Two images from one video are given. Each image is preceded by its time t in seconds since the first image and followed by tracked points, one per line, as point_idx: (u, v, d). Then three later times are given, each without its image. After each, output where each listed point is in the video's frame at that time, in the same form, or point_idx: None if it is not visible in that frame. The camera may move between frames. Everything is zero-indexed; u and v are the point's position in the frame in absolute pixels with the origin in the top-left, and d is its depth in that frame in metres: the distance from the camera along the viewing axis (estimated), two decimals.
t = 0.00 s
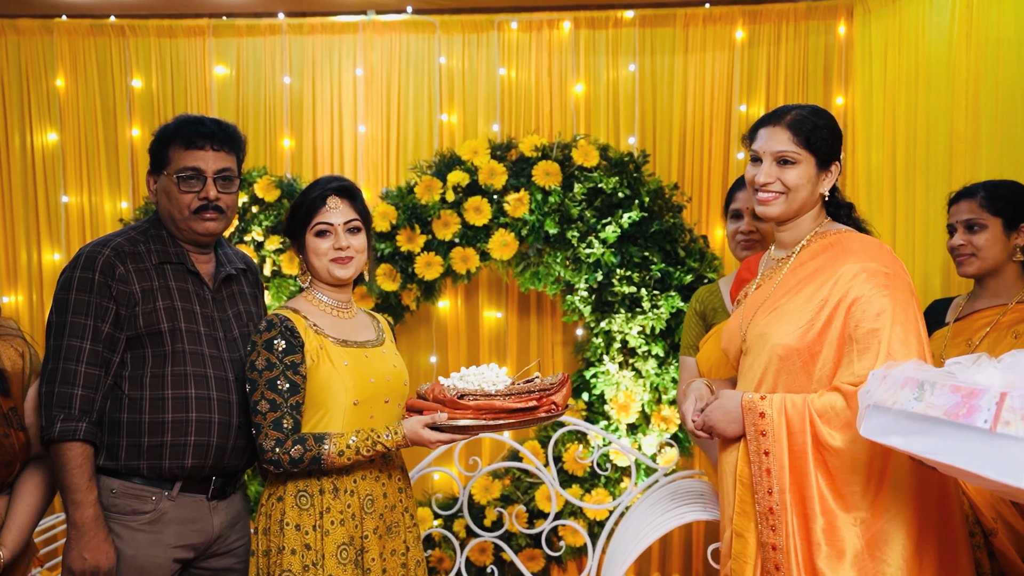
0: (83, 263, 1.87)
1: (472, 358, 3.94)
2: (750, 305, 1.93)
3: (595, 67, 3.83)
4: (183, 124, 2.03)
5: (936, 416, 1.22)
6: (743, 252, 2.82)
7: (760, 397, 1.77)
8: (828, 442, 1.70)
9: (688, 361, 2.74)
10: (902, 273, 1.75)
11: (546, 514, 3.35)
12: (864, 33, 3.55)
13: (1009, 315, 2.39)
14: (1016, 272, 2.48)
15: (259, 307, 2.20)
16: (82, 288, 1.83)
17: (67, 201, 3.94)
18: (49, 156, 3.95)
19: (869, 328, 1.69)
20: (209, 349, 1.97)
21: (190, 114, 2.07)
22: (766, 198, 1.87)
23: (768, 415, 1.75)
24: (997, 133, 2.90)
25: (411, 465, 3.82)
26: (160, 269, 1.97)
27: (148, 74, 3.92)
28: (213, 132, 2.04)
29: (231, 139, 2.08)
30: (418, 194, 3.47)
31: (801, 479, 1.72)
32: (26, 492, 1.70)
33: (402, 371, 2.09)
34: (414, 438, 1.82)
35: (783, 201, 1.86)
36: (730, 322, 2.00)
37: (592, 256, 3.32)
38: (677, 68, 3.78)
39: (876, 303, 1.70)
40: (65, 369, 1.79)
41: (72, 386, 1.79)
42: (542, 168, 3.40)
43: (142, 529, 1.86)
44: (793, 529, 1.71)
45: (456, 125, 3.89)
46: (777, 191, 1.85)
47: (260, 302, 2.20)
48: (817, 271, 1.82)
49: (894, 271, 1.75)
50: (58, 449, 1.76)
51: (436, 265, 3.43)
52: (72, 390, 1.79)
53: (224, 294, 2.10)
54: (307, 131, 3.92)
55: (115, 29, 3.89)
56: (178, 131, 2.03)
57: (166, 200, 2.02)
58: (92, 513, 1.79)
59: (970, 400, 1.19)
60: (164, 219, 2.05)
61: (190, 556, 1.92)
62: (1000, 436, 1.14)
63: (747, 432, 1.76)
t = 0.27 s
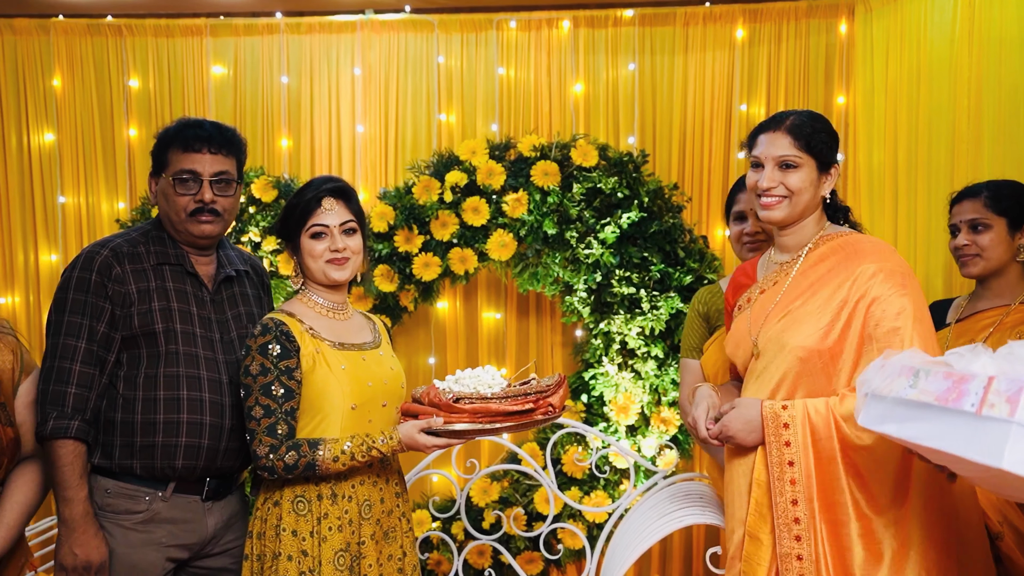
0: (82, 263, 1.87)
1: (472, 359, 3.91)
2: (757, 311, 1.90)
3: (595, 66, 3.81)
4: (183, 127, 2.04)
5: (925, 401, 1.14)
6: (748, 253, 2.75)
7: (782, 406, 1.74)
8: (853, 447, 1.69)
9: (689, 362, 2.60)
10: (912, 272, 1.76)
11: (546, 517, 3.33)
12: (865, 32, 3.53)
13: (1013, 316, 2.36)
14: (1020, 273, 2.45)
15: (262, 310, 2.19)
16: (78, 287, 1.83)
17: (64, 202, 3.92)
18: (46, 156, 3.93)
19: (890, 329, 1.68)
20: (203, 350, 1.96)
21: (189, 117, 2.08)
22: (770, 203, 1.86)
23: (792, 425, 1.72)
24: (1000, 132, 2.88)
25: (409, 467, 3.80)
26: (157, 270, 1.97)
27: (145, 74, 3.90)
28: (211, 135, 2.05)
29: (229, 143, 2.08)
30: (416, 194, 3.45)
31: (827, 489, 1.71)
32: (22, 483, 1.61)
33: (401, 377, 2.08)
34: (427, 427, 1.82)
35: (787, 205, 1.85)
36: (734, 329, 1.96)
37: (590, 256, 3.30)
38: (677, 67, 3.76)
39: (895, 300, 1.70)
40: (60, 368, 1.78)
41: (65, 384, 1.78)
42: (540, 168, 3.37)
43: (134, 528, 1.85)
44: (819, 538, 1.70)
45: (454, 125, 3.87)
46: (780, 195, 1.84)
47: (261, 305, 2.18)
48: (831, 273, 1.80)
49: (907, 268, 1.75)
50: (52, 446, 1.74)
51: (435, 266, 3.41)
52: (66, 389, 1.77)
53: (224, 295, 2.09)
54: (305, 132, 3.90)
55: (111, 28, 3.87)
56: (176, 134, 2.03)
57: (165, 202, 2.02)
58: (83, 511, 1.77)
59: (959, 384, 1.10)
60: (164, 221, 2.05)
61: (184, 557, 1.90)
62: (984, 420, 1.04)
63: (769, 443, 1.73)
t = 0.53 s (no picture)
0: (76, 263, 1.88)
1: (469, 361, 3.89)
2: (765, 312, 1.88)
3: (593, 66, 3.79)
4: (174, 129, 2.05)
5: (917, 381, 1.13)
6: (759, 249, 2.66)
7: (798, 405, 1.74)
8: (872, 442, 1.71)
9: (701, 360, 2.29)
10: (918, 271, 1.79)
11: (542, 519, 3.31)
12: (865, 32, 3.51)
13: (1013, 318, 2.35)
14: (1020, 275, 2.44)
15: (255, 311, 2.18)
16: (72, 287, 1.84)
17: (60, 202, 3.91)
18: (42, 157, 3.92)
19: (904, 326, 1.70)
20: (194, 350, 1.96)
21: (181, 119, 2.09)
22: (773, 208, 1.86)
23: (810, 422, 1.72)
24: (1000, 131, 2.86)
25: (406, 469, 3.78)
26: (151, 270, 1.98)
27: (141, 74, 3.88)
28: (201, 137, 2.05)
29: (220, 143, 2.09)
30: (413, 195, 3.43)
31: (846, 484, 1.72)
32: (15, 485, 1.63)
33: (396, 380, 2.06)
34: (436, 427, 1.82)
35: (790, 210, 1.86)
36: (738, 332, 1.93)
37: (588, 257, 3.29)
38: (675, 67, 3.74)
39: (909, 296, 1.72)
40: (52, 367, 1.78)
41: (57, 383, 1.78)
42: (538, 168, 3.35)
43: (123, 526, 1.85)
44: (840, 536, 1.69)
45: (452, 125, 3.85)
46: (784, 201, 1.85)
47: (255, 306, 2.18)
48: (841, 272, 1.81)
49: (916, 267, 1.78)
50: (42, 445, 1.74)
51: (432, 266, 3.40)
52: (58, 387, 1.77)
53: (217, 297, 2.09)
54: (302, 132, 3.89)
55: (108, 28, 3.86)
56: (167, 135, 2.04)
57: (156, 204, 2.03)
58: (74, 508, 1.77)
59: (951, 364, 1.09)
60: (155, 223, 2.06)
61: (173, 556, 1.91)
62: (971, 399, 1.03)
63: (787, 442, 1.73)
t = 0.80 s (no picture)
0: (62, 261, 1.86)
1: (467, 361, 3.87)
2: (773, 312, 1.86)
3: (591, 65, 3.77)
4: (160, 128, 2.03)
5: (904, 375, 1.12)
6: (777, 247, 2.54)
7: (808, 407, 1.73)
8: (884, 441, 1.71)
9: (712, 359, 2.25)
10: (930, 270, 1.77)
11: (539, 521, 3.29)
12: (865, 31, 3.50)
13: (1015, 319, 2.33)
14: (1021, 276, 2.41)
15: (243, 312, 2.18)
16: (58, 285, 1.82)
17: (56, 202, 3.89)
18: (38, 156, 3.91)
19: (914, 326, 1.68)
20: (183, 350, 1.95)
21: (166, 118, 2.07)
22: (790, 211, 1.85)
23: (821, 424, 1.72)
24: (999, 131, 2.85)
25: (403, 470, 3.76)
26: (138, 269, 1.96)
27: (137, 73, 3.87)
28: (187, 135, 2.04)
29: (207, 142, 2.07)
30: (409, 195, 3.41)
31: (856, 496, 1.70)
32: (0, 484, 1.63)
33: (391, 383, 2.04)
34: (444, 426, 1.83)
35: (808, 212, 1.85)
36: (744, 332, 1.91)
37: (585, 258, 3.27)
38: (674, 66, 3.72)
39: (920, 295, 1.70)
40: (38, 365, 1.76)
41: (43, 381, 1.76)
42: (535, 168, 3.33)
43: (114, 531, 1.84)
44: (851, 535, 1.68)
45: (449, 124, 3.83)
46: (802, 203, 1.84)
47: (242, 307, 2.18)
48: (850, 271, 1.79)
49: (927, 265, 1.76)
50: (29, 444, 1.74)
51: (428, 267, 3.38)
52: (44, 385, 1.76)
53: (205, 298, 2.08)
54: (299, 131, 3.87)
55: (104, 27, 3.84)
56: (154, 133, 2.03)
57: (141, 202, 2.02)
58: (60, 509, 1.76)
59: (937, 358, 1.08)
60: (140, 221, 2.04)
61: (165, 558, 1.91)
62: (954, 392, 1.01)
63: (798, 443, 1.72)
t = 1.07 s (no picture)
0: (29, 264, 1.83)
1: (464, 362, 3.85)
2: (798, 312, 1.83)
3: (589, 64, 3.75)
4: (140, 125, 2.03)
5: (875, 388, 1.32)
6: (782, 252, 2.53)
7: (837, 412, 1.70)
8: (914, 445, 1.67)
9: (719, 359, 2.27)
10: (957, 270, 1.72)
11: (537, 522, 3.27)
12: (864, 30, 3.48)
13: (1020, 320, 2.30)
14: None
15: (213, 310, 2.20)
16: (28, 289, 1.80)
17: (51, 202, 3.88)
18: (33, 156, 3.89)
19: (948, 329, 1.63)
20: (160, 351, 1.96)
21: (144, 114, 2.06)
22: (820, 211, 1.82)
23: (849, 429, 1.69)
24: (999, 131, 2.82)
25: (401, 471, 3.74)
26: (109, 270, 1.95)
27: (132, 73, 3.85)
28: (170, 135, 2.04)
29: (186, 142, 2.09)
30: (405, 194, 3.39)
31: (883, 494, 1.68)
32: None
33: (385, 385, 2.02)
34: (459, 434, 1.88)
35: (838, 214, 1.82)
36: (766, 331, 1.88)
37: (582, 258, 3.25)
38: (672, 65, 3.70)
39: (954, 297, 1.66)
40: (12, 373, 1.75)
41: (18, 389, 1.75)
42: (532, 168, 3.31)
43: (93, 544, 1.85)
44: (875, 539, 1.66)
45: (446, 124, 3.81)
46: (835, 204, 1.80)
47: (212, 305, 2.20)
48: (881, 272, 1.76)
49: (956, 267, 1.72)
50: (7, 455, 1.74)
51: (424, 267, 3.36)
52: (19, 394, 1.75)
53: (177, 296, 2.09)
54: (295, 131, 3.85)
55: (99, 26, 3.82)
56: (133, 132, 2.02)
57: (118, 201, 1.99)
58: (46, 520, 1.76)
59: (899, 373, 1.29)
60: (114, 220, 2.02)
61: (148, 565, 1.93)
62: (907, 405, 1.23)
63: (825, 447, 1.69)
